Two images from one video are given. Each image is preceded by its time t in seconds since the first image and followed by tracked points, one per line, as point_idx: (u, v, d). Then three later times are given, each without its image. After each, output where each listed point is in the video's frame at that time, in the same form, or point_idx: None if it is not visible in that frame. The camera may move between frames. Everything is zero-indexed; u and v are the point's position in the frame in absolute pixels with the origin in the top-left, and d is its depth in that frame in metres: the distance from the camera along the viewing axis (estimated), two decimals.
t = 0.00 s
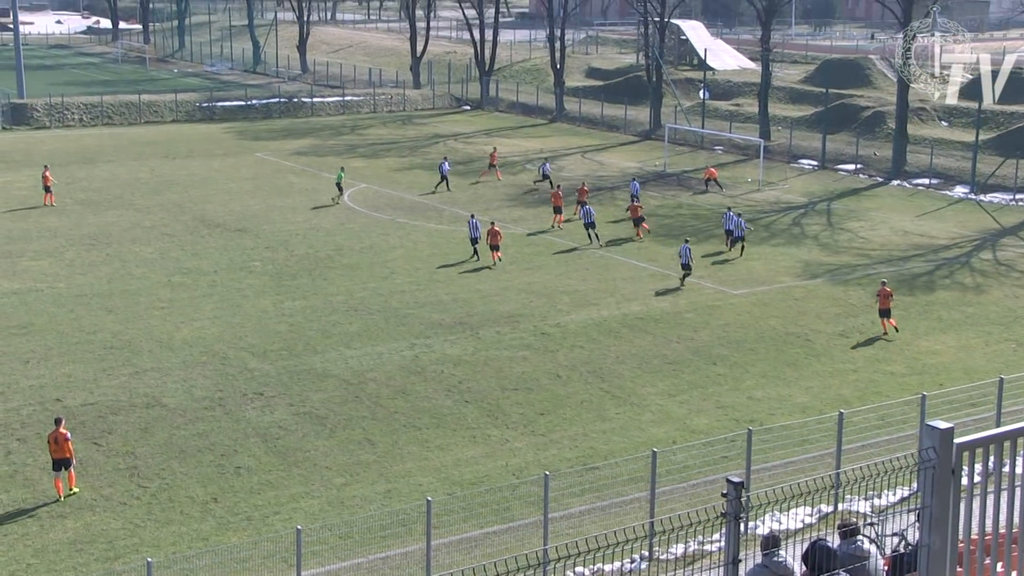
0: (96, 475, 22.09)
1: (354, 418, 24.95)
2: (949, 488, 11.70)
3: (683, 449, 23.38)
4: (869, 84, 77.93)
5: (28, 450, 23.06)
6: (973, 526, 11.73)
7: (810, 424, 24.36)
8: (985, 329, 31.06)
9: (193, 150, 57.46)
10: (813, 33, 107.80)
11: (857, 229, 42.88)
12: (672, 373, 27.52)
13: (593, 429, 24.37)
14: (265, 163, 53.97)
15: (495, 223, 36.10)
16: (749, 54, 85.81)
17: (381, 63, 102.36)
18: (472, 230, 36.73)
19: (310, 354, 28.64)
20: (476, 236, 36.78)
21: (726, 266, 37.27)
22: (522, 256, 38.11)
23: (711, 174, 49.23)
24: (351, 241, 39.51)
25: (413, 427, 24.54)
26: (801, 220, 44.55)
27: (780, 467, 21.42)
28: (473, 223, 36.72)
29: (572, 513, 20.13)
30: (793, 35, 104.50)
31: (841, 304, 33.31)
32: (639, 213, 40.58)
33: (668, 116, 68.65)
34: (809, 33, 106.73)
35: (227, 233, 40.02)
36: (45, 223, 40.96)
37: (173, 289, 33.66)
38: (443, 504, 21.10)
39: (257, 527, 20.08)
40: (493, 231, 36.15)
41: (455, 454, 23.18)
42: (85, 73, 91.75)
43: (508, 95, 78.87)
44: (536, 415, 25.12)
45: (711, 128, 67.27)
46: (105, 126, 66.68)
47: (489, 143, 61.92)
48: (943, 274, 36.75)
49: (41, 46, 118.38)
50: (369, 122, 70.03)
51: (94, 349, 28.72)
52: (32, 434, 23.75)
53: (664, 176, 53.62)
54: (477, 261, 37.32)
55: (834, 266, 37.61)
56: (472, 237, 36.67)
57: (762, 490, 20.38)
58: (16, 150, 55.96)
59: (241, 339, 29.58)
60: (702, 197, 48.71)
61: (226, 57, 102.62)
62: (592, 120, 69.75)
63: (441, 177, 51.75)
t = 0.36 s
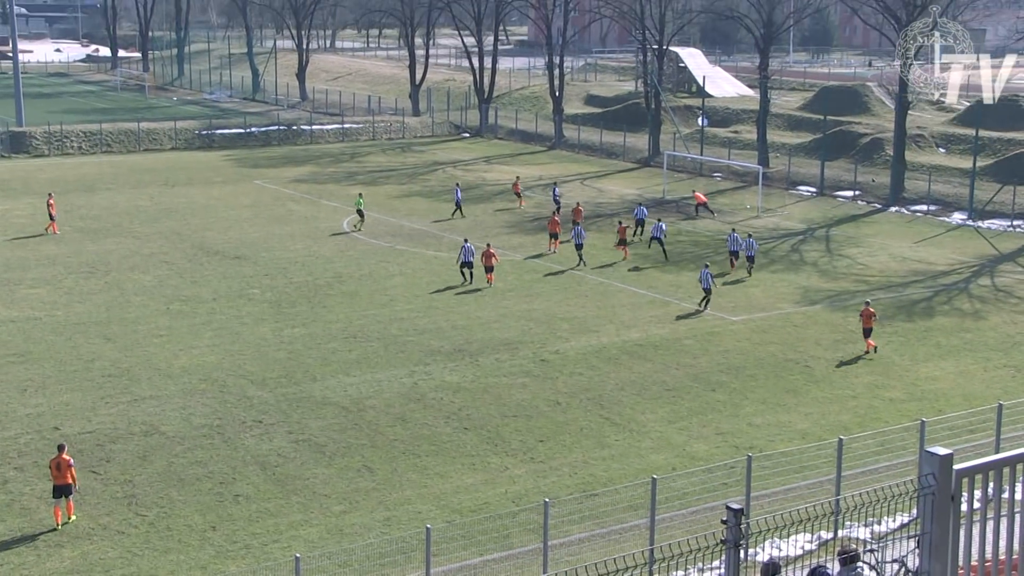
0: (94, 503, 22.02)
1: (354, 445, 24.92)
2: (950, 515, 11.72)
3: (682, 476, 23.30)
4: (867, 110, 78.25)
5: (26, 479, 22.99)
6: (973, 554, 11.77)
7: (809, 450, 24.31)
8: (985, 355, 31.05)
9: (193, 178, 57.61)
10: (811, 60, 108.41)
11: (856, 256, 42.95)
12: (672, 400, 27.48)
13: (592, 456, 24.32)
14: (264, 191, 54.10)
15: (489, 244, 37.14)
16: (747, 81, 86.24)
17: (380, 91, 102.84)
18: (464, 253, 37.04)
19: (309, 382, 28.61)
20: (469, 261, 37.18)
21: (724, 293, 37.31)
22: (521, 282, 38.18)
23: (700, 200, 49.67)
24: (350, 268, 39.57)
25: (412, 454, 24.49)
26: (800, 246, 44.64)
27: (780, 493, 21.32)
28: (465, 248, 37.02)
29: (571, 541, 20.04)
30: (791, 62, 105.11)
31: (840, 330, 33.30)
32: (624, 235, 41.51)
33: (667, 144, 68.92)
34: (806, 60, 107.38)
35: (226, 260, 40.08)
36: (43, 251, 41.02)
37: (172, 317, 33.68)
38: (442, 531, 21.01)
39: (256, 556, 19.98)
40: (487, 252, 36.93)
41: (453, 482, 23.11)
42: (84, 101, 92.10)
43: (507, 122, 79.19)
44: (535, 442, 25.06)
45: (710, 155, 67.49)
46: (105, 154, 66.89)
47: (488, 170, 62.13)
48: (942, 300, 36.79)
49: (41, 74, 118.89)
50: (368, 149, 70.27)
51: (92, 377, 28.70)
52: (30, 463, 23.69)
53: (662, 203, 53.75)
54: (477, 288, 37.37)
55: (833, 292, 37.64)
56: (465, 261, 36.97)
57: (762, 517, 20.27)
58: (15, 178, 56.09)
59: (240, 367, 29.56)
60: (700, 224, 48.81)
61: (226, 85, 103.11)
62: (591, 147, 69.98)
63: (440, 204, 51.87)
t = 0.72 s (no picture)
0: (96, 517, 21.97)
1: (357, 459, 24.88)
2: (953, 529, 12.27)
3: (686, 491, 23.23)
4: (870, 125, 78.31)
5: (28, 493, 22.94)
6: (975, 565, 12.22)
7: (812, 465, 24.26)
8: (988, 369, 30.99)
9: (196, 192, 57.70)
10: (814, 75, 108.63)
11: (859, 270, 42.92)
12: (675, 414, 27.44)
13: (595, 471, 24.25)
14: (267, 205, 54.16)
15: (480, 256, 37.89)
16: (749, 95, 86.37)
17: (383, 105, 103.06)
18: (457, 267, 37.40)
19: (311, 396, 28.58)
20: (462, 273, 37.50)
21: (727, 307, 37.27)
22: (524, 297, 38.17)
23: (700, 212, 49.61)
24: (353, 282, 39.58)
25: (414, 468, 24.45)
26: (803, 260, 44.63)
27: (783, 508, 21.26)
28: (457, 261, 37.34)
29: (575, 555, 19.99)
30: (793, 77, 105.29)
31: (843, 344, 33.26)
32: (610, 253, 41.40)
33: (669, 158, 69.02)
34: (808, 75, 107.55)
35: (230, 275, 40.10)
36: (47, 266, 41.06)
37: (175, 331, 33.67)
38: (445, 545, 20.96)
39: (258, 570, 19.93)
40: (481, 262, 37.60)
41: (456, 496, 23.07)
42: (87, 116, 92.37)
43: (509, 137, 79.32)
44: (538, 457, 25.01)
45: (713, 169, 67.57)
46: (108, 168, 67.01)
47: (491, 185, 62.20)
48: (945, 314, 36.74)
49: (44, 89, 119.22)
50: (371, 164, 70.37)
51: (94, 391, 28.67)
52: (32, 477, 23.65)
53: (665, 217, 53.79)
54: (479, 302, 37.36)
55: (836, 306, 37.61)
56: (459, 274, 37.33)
57: (765, 531, 20.21)
58: (19, 193, 56.20)
59: (243, 381, 29.53)
60: (703, 238, 48.82)
61: (229, 99, 103.41)
62: (593, 161, 70.06)
63: (443, 218, 51.91)
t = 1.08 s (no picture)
0: (95, 518, 21.98)
1: (356, 460, 24.90)
2: (951, 529, 12.31)
3: (684, 491, 23.24)
4: (868, 125, 78.34)
5: (26, 495, 22.94)
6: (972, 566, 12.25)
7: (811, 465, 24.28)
8: (985, 369, 31.02)
9: (194, 193, 57.69)
10: (812, 76, 108.71)
11: (857, 270, 42.95)
12: (674, 415, 27.45)
13: (594, 471, 24.26)
14: (266, 206, 54.16)
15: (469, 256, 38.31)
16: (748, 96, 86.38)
17: (382, 106, 103.08)
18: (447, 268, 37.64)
19: (310, 396, 28.59)
20: (453, 273, 37.87)
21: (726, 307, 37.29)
22: (523, 297, 38.20)
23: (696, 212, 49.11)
24: (352, 283, 39.59)
25: (413, 469, 24.46)
26: (801, 261, 44.65)
27: (782, 508, 21.27)
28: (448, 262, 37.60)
29: (573, 555, 20.01)
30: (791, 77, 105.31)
31: (841, 344, 33.29)
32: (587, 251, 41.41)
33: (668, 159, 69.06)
34: (806, 76, 107.53)
35: (228, 276, 40.10)
36: (45, 266, 41.05)
37: (173, 332, 33.67)
38: (443, 545, 20.97)
39: (257, 571, 19.93)
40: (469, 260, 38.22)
41: (455, 496, 23.08)
42: (85, 116, 92.37)
43: (508, 137, 79.32)
44: (537, 457, 25.03)
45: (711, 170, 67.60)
46: (106, 169, 67.00)
47: (489, 185, 62.21)
48: (943, 314, 36.78)
49: (41, 89, 119.20)
50: (370, 164, 70.36)
51: (93, 392, 28.68)
52: (30, 479, 23.64)
53: (664, 217, 53.83)
54: (478, 302, 37.38)
55: (834, 307, 37.64)
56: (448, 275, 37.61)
57: (764, 531, 20.22)
58: (18, 193, 56.19)
59: (241, 382, 29.53)
60: (702, 239, 48.86)
61: (227, 100, 103.41)
62: (592, 162, 70.07)
63: (441, 219, 51.93)
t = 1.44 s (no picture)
0: (62, 522, 21.80)
1: (327, 460, 24.82)
2: (917, 523, 12.39)
3: (655, 489, 23.30)
4: (838, 124, 78.81)
5: None
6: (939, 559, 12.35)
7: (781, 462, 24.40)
8: (953, 365, 31.28)
9: (164, 193, 57.31)
10: (782, 74, 109.23)
11: (827, 268, 43.20)
12: (645, 413, 27.51)
13: (565, 469, 24.29)
14: (236, 206, 53.88)
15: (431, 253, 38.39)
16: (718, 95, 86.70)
17: (353, 105, 102.78)
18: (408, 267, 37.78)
19: (281, 397, 28.48)
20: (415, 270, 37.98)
21: (697, 306, 37.42)
22: (494, 296, 38.17)
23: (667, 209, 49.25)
24: (323, 283, 39.44)
25: (384, 469, 24.41)
26: (772, 259, 44.86)
27: (752, 505, 21.36)
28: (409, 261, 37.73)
29: (545, 554, 20.02)
30: (762, 76, 105.79)
31: (811, 341, 33.46)
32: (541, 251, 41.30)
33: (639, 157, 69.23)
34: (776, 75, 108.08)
35: (197, 276, 39.87)
36: (11, 268, 40.68)
37: (142, 333, 33.44)
38: (415, 545, 20.94)
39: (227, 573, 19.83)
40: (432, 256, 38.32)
41: (427, 496, 23.05)
42: (53, 116, 91.58)
43: (479, 136, 79.26)
44: (508, 456, 25.03)
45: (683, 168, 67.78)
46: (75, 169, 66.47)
47: (461, 184, 62.15)
48: (911, 311, 37.06)
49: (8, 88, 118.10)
50: (341, 164, 70.12)
51: (60, 395, 28.44)
52: None
53: (635, 216, 53.94)
54: (450, 302, 37.33)
55: (804, 304, 37.84)
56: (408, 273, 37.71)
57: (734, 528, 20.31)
58: None
59: (211, 383, 29.37)
60: (673, 237, 48.99)
61: (196, 99, 102.83)
62: (564, 160, 70.11)
63: (413, 218, 51.82)
